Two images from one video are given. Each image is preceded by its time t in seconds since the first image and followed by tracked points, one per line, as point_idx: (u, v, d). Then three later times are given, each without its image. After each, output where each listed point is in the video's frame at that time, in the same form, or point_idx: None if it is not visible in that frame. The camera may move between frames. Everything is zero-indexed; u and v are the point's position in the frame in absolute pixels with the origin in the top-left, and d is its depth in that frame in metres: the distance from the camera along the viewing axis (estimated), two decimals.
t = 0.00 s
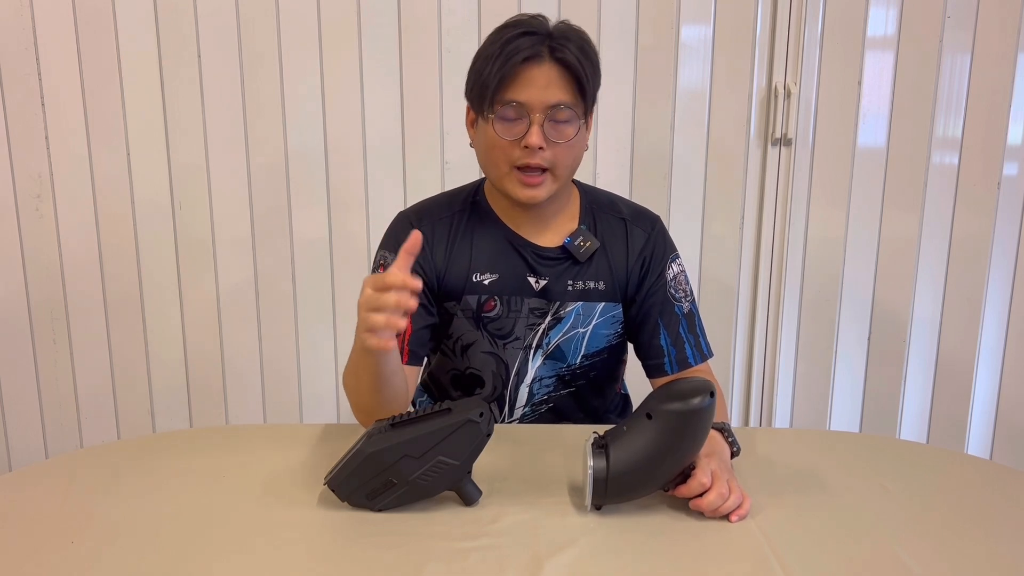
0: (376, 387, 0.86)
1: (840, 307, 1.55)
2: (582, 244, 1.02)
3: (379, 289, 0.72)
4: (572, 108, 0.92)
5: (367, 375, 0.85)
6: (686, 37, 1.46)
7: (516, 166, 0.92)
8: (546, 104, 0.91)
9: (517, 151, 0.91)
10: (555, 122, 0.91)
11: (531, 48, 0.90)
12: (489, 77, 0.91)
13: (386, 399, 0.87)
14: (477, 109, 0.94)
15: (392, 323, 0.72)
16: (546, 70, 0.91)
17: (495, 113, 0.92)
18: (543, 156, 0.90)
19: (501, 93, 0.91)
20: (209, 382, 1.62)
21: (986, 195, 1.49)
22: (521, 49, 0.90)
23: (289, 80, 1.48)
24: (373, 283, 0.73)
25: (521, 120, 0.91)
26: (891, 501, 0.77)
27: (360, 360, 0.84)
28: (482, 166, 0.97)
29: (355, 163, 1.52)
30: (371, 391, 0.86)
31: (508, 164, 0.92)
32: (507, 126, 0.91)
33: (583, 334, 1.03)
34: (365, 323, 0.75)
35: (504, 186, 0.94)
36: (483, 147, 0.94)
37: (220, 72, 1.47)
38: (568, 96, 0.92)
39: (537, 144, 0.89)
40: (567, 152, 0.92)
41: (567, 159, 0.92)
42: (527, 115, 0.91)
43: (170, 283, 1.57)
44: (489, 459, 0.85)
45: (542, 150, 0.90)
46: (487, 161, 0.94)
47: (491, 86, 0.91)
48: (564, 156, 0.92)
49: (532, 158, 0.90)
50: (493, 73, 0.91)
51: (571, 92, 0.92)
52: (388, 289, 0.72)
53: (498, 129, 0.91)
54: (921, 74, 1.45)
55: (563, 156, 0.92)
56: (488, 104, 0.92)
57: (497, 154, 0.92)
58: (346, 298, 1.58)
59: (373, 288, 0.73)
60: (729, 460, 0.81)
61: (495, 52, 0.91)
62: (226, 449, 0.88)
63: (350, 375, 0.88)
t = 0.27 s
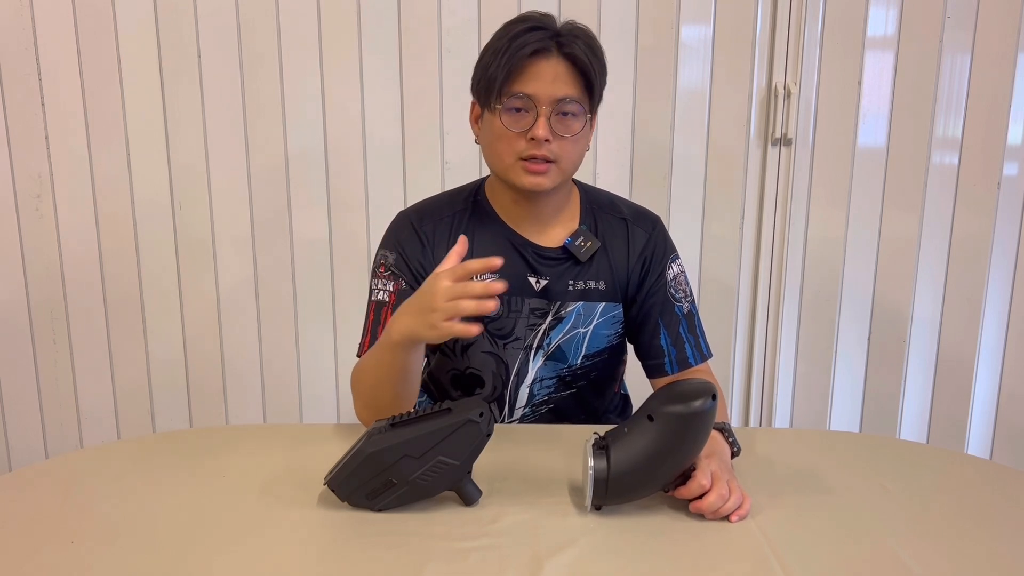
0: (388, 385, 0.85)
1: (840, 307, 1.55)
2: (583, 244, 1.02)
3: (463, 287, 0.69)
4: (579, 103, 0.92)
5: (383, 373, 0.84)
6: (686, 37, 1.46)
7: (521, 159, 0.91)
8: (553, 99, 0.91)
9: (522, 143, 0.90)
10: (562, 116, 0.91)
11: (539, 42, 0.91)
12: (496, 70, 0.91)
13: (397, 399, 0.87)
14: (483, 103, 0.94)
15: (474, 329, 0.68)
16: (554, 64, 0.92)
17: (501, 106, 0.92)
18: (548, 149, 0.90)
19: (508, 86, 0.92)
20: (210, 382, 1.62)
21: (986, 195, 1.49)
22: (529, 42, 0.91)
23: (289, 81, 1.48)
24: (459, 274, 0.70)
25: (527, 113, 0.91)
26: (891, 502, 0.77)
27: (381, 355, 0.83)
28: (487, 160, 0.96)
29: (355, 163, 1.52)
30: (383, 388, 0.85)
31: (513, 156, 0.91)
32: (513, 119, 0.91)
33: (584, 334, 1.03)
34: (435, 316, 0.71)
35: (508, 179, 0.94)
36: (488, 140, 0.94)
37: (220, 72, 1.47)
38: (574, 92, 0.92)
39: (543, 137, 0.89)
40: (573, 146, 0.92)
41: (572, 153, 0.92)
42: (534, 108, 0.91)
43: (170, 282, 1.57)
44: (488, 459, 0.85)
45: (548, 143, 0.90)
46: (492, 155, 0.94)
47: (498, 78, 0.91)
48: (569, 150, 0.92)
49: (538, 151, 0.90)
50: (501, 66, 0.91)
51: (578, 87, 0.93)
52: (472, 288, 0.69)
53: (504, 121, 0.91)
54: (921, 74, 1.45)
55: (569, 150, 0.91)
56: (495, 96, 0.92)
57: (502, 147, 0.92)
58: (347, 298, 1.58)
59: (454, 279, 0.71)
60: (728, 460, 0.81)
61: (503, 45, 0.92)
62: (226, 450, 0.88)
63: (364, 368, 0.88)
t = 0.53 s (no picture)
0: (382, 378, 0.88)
1: (840, 307, 1.55)
2: (585, 244, 1.02)
3: (353, 246, 0.75)
4: (579, 104, 0.92)
5: (372, 365, 0.87)
6: (686, 37, 1.46)
7: (521, 160, 0.91)
8: (553, 99, 0.91)
9: (523, 144, 0.90)
10: (562, 117, 0.91)
11: (540, 42, 0.91)
12: (497, 71, 0.91)
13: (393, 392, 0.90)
14: (483, 102, 0.95)
15: (397, 256, 0.74)
16: (554, 65, 0.92)
17: (502, 107, 0.92)
18: (548, 150, 0.90)
19: (508, 87, 0.92)
20: (210, 382, 1.62)
21: (986, 195, 1.49)
22: (530, 42, 0.91)
23: (289, 81, 1.48)
24: (347, 247, 0.75)
25: (527, 114, 0.91)
26: (891, 502, 0.77)
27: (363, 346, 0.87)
28: (488, 160, 0.96)
29: (355, 162, 1.52)
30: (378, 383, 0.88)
31: (514, 157, 0.92)
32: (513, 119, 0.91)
33: (586, 334, 1.03)
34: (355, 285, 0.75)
35: (508, 180, 0.94)
36: (488, 140, 0.94)
37: (220, 72, 1.47)
38: (574, 93, 0.92)
39: (543, 138, 0.89)
40: (573, 147, 0.92)
41: (573, 154, 0.92)
42: (534, 109, 0.91)
43: (170, 282, 1.57)
44: (488, 459, 0.85)
45: (548, 143, 0.90)
46: (492, 155, 0.94)
47: (499, 79, 0.91)
48: (570, 151, 0.92)
49: (538, 151, 0.90)
50: (502, 67, 0.91)
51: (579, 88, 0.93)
52: (368, 236, 0.75)
53: (504, 122, 0.91)
54: (921, 74, 1.45)
55: (569, 151, 0.92)
56: (496, 96, 0.92)
57: (503, 148, 0.92)
58: (346, 298, 1.58)
59: (345, 251, 0.76)
60: (728, 460, 0.81)
61: (503, 46, 0.92)
62: (226, 450, 0.88)
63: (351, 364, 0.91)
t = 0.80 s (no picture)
0: (373, 380, 0.88)
1: (840, 307, 1.55)
2: (581, 244, 1.02)
3: (327, 253, 0.76)
4: (559, 107, 0.92)
5: (361, 366, 0.87)
6: (686, 37, 1.45)
7: (506, 168, 0.92)
8: (533, 105, 0.91)
9: (505, 153, 0.91)
10: (543, 123, 0.91)
11: (515, 48, 0.91)
12: (474, 81, 0.91)
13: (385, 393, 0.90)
14: (466, 113, 0.95)
15: (370, 260, 0.76)
16: (530, 70, 0.91)
17: (482, 116, 0.92)
18: (531, 157, 0.90)
19: (487, 96, 0.92)
20: (210, 382, 1.62)
21: (986, 195, 1.49)
22: (505, 50, 0.90)
23: (289, 81, 1.48)
24: (320, 254, 0.77)
25: (508, 121, 0.91)
26: (891, 502, 0.77)
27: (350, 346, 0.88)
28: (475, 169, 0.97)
29: (355, 162, 1.52)
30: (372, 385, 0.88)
31: (498, 166, 0.92)
32: (495, 128, 0.91)
33: (583, 333, 1.03)
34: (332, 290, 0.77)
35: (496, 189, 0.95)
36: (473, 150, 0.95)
37: (220, 72, 1.47)
38: (554, 96, 0.92)
39: (525, 145, 0.90)
40: (556, 151, 0.92)
41: (557, 158, 0.92)
42: (514, 116, 0.91)
43: (170, 282, 1.57)
44: (488, 459, 0.85)
45: (531, 151, 0.90)
46: (478, 164, 0.95)
47: (477, 89, 0.91)
48: (553, 156, 0.92)
49: (521, 159, 0.90)
50: (479, 77, 0.91)
51: (558, 91, 0.92)
52: (339, 241, 0.76)
53: (485, 132, 0.92)
54: (921, 74, 1.45)
55: (553, 157, 0.92)
56: (476, 107, 0.92)
57: (487, 157, 0.92)
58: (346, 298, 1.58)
59: (320, 258, 0.77)
60: (728, 460, 0.81)
61: (480, 55, 0.91)
62: (226, 450, 0.88)
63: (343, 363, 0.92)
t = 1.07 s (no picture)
0: (371, 377, 0.88)
1: (840, 307, 1.55)
2: (575, 242, 1.02)
3: (324, 248, 0.76)
4: (546, 112, 0.92)
5: (358, 365, 0.88)
6: (686, 37, 1.45)
7: (494, 174, 0.92)
8: (519, 111, 0.91)
9: (493, 159, 0.91)
10: (530, 129, 0.91)
11: (500, 54, 0.90)
12: (460, 87, 0.91)
13: (385, 391, 0.90)
14: (454, 118, 0.95)
15: (369, 255, 0.76)
16: (515, 75, 0.90)
17: (470, 122, 0.92)
18: (519, 163, 0.91)
19: (474, 103, 0.92)
20: (210, 382, 1.62)
21: (986, 195, 1.49)
22: (489, 57, 0.90)
23: (289, 80, 1.48)
24: (319, 249, 0.77)
25: (495, 127, 0.91)
26: (891, 502, 0.77)
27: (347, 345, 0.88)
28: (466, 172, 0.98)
29: (355, 162, 1.52)
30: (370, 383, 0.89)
31: (487, 172, 0.93)
32: (482, 134, 0.92)
33: (579, 332, 1.03)
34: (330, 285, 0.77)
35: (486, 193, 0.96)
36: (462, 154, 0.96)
37: (220, 72, 1.47)
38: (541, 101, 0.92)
39: (512, 152, 0.90)
40: (544, 156, 0.93)
41: (545, 163, 0.93)
42: (500, 122, 0.91)
43: (170, 282, 1.57)
44: (488, 459, 0.85)
45: (518, 157, 0.91)
46: (468, 169, 0.95)
47: (463, 95, 0.91)
48: (541, 161, 0.93)
49: (509, 166, 0.91)
50: (465, 83, 0.91)
51: (544, 94, 0.92)
52: (337, 236, 0.76)
53: (472, 139, 0.92)
54: (921, 74, 1.45)
55: (541, 161, 0.92)
56: (463, 114, 0.93)
57: (476, 163, 0.93)
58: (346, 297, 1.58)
59: (318, 252, 0.77)
60: (728, 461, 0.81)
61: (465, 61, 0.91)
62: (226, 450, 0.88)
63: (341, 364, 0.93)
